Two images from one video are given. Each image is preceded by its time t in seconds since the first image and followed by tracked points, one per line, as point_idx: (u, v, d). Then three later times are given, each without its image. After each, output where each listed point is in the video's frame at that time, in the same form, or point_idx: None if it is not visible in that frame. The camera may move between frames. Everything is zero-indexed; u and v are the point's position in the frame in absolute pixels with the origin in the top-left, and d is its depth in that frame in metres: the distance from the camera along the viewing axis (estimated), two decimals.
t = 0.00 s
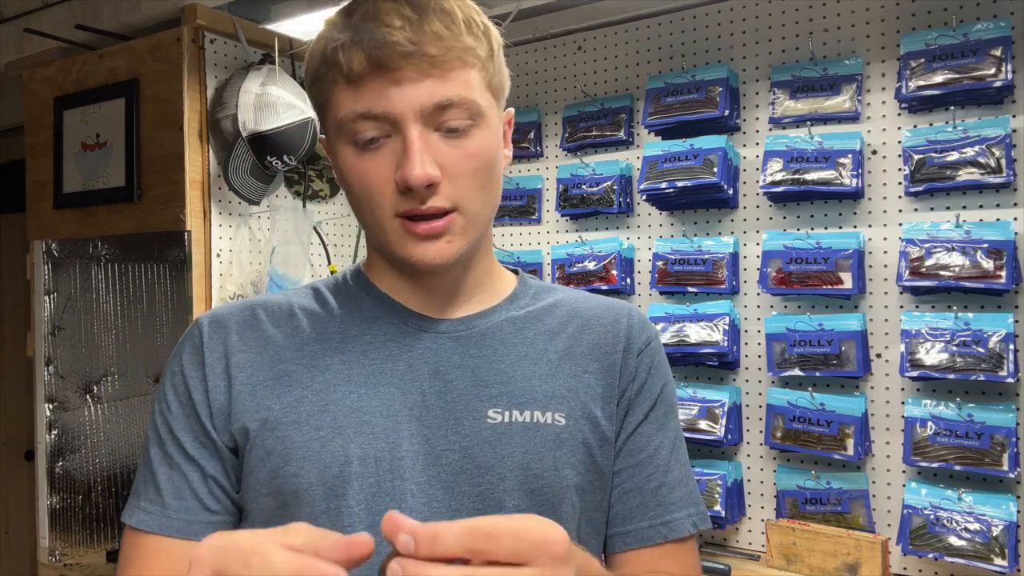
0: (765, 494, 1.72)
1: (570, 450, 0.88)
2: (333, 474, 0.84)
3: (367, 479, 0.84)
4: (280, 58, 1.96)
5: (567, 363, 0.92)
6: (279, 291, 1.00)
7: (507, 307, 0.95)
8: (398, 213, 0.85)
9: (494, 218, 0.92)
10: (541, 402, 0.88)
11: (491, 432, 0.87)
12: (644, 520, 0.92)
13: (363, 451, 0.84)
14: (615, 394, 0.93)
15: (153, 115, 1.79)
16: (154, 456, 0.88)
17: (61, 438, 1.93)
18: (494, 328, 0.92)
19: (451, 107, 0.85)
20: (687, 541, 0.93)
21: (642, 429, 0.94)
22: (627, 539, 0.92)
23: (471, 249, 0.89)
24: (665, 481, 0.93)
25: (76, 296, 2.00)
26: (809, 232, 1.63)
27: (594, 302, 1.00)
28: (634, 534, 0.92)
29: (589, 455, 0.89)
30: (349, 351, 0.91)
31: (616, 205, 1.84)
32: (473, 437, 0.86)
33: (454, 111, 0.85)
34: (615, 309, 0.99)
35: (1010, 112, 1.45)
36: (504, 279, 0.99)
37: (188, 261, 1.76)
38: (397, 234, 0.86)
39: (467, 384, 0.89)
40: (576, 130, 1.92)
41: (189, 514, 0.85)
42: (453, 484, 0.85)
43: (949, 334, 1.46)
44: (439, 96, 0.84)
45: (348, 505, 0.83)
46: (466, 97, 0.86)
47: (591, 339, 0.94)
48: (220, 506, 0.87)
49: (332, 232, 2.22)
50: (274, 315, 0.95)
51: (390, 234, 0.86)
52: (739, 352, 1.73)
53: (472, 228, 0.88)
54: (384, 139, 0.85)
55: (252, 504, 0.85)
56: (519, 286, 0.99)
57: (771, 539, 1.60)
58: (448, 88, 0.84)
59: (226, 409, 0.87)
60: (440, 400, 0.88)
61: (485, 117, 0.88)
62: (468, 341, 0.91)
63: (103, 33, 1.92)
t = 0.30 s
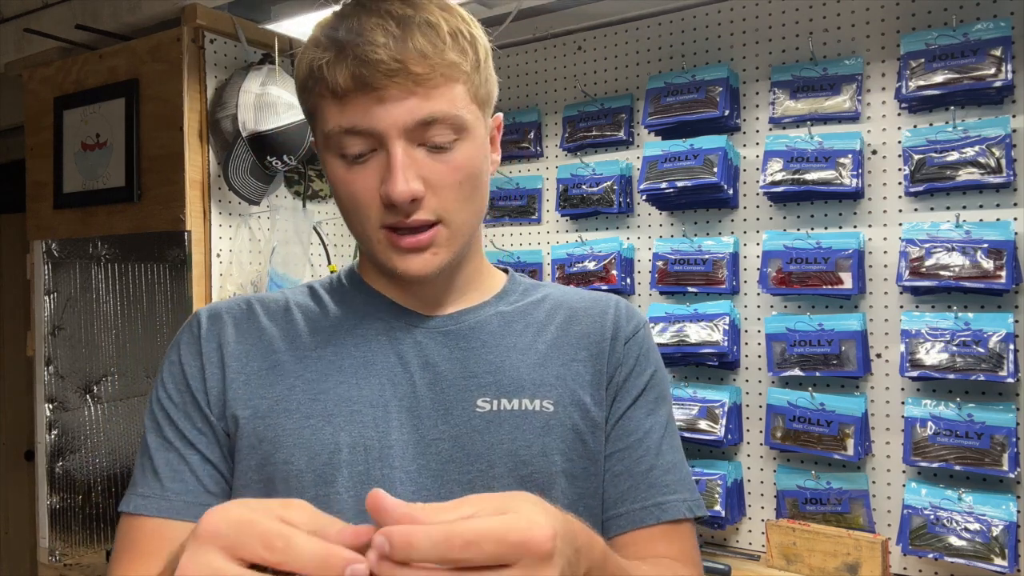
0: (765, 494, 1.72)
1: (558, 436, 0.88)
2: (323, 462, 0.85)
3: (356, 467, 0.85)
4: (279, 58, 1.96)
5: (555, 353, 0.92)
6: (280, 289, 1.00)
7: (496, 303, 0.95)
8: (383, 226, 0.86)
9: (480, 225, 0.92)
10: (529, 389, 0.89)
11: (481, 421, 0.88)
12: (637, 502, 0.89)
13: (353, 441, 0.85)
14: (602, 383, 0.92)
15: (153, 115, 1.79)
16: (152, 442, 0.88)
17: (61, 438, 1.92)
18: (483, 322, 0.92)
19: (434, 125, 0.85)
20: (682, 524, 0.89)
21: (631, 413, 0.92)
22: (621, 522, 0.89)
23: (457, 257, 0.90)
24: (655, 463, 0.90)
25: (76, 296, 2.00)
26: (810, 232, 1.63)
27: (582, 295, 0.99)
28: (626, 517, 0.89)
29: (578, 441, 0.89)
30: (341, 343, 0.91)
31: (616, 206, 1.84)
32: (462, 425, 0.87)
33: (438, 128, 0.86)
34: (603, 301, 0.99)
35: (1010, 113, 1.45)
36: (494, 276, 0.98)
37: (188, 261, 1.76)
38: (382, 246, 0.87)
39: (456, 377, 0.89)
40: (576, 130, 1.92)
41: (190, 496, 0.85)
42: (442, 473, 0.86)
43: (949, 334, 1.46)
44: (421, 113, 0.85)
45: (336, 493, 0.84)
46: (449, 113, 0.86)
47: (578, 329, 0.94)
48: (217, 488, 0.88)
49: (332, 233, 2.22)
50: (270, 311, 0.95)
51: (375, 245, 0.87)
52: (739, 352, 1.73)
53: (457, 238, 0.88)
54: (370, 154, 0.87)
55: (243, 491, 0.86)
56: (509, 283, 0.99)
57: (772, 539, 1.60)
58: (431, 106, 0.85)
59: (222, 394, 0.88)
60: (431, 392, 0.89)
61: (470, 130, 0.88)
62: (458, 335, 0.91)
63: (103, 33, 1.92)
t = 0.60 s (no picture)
0: (765, 494, 1.72)
1: (543, 441, 0.88)
2: (309, 464, 0.85)
3: (342, 470, 0.85)
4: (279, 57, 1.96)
5: (543, 358, 0.92)
6: (272, 293, 1.01)
7: (485, 308, 0.95)
8: (372, 234, 0.86)
9: (470, 232, 0.92)
10: (516, 394, 0.89)
11: (467, 425, 0.88)
12: (623, 507, 0.88)
13: (339, 443, 0.86)
14: (590, 389, 0.92)
15: (153, 115, 1.79)
16: (147, 444, 0.88)
17: (60, 438, 1.93)
18: (472, 327, 0.92)
19: (425, 134, 0.86)
20: (668, 529, 0.88)
21: (619, 419, 0.92)
22: (608, 527, 0.89)
23: (446, 264, 0.90)
24: (642, 469, 0.89)
25: (76, 296, 2.00)
26: (809, 232, 1.63)
27: (571, 299, 0.99)
28: (613, 522, 0.88)
29: (564, 445, 0.89)
30: (329, 348, 0.91)
31: (616, 205, 1.84)
32: (449, 429, 0.87)
33: (429, 138, 0.86)
34: (591, 305, 0.99)
35: (1010, 113, 1.45)
36: (483, 280, 0.99)
37: (188, 261, 1.75)
38: (371, 253, 0.87)
39: (443, 381, 0.89)
40: (576, 130, 1.92)
41: (186, 496, 0.85)
42: (428, 476, 0.86)
43: (949, 334, 1.46)
44: (412, 123, 0.85)
45: (323, 496, 0.84)
46: (440, 124, 0.86)
47: (566, 334, 0.94)
48: (212, 489, 0.88)
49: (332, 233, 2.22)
50: (262, 315, 0.95)
51: (364, 252, 0.87)
52: (739, 352, 1.73)
53: (447, 245, 0.88)
54: (360, 162, 0.87)
55: (233, 495, 0.86)
56: (499, 287, 0.99)
57: (772, 539, 1.60)
58: (422, 116, 0.85)
59: (213, 397, 0.88)
60: (419, 396, 0.88)
61: (460, 140, 0.89)
62: (447, 339, 0.91)
63: (103, 33, 1.92)
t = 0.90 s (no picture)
0: (765, 494, 1.72)
1: (528, 442, 0.88)
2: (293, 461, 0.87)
3: (326, 469, 0.86)
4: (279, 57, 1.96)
5: (531, 360, 0.91)
6: (270, 294, 1.02)
7: (476, 308, 0.95)
8: (363, 230, 0.86)
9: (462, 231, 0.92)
10: (501, 395, 0.89)
11: (451, 426, 0.88)
12: (613, 515, 0.86)
13: (325, 443, 0.87)
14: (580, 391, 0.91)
15: (153, 115, 1.79)
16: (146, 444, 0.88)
17: (60, 438, 1.95)
18: (460, 327, 0.92)
19: (417, 133, 0.86)
20: (658, 537, 0.86)
21: (611, 424, 0.89)
22: (597, 535, 0.86)
23: (437, 263, 0.90)
24: (633, 476, 0.87)
25: (76, 295, 2.00)
26: (810, 232, 1.63)
27: (564, 300, 0.98)
28: (602, 530, 0.86)
29: (548, 448, 0.88)
30: (319, 348, 0.92)
31: (616, 206, 1.84)
32: (434, 430, 0.87)
33: (420, 136, 0.86)
34: (585, 307, 0.97)
35: (1010, 113, 1.45)
36: (478, 281, 0.99)
37: (188, 261, 1.76)
38: (361, 250, 0.87)
39: (429, 381, 0.89)
40: (576, 130, 1.92)
41: (181, 482, 0.87)
42: (410, 477, 0.86)
43: (949, 334, 1.46)
44: (405, 122, 0.85)
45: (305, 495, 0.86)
46: (432, 123, 0.86)
47: (556, 336, 0.93)
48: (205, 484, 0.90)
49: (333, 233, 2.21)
50: (258, 314, 0.97)
51: (355, 249, 0.87)
52: (739, 352, 1.73)
53: (438, 244, 0.88)
54: (352, 159, 0.87)
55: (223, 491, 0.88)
56: (492, 288, 0.98)
57: (772, 539, 1.60)
58: (415, 114, 0.85)
59: (208, 395, 0.90)
60: (404, 396, 0.89)
61: (452, 139, 0.88)
62: (434, 340, 0.91)
63: (103, 33, 1.92)
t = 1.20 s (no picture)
0: (765, 494, 1.72)
1: (512, 447, 0.87)
2: (276, 461, 0.87)
3: (308, 469, 0.87)
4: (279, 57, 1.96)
5: (519, 361, 0.91)
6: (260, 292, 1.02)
7: (467, 305, 0.95)
8: (349, 223, 0.86)
9: (451, 226, 0.92)
10: (487, 398, 0.89)
11: (434, 428, 0.88)
12: (600, 526, 0.85)
13: (305, 443, 0.87)
14: (568, 395, 0.90)
15: (153, 115, 1.79)
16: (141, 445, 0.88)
17: (60, 438, 1.96)
18: (449, 326, 0.92)
19: (407, 126, 0.85)
20: (647, 548, 0.86)
21: (601, 431, 0.89)
22: (584, 545, 0.86)
23: (424, 258, 0.89)
24: (623, 486, 0.87)
25: (76, 295, 2.00)
26: (810, 232, 1.63)
27: (557, 300, 0.97)
28: (591, 540, 0.86)
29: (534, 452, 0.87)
30: (305, 346, 0.92)
31: (616, 205, 1.84)
32: (416, 431, 0.88)
33: (410, 129, 0.86)
34: (577, 308, 0.96)
35: (1010, 112, 1.45)
36: (469, 278, 0.98)
37: (188, 261, 1.75)
38: (347, 243, 0.87)
39: (414, 380, 0.89)
40: (576, 130, 1.92)
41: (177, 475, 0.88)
42: (394, 478, 0.87)
43: (949, 334, 1.46)
44: (394, 113, 0.85)
45: (288, 494, 0.86)
46: (423, 115, 0.86)
47: (545, 338, 0.93)
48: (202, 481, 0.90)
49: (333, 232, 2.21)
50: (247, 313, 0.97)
51: (341, 242, 0.87)
52: (739, 352, 1.73)
53: (425, 239, 0.88)
54: (340, 151, 0.87)
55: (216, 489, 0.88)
56: (484, 286, 0.98)
57: (772, 539, 1.60)
58: (405, 106, 0.85)
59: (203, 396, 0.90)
60: (388, 396, 0.89)
61: (443, 134, 0.88)
62: (422, 340, 0.91)
63: (103, 33, 1.92)
